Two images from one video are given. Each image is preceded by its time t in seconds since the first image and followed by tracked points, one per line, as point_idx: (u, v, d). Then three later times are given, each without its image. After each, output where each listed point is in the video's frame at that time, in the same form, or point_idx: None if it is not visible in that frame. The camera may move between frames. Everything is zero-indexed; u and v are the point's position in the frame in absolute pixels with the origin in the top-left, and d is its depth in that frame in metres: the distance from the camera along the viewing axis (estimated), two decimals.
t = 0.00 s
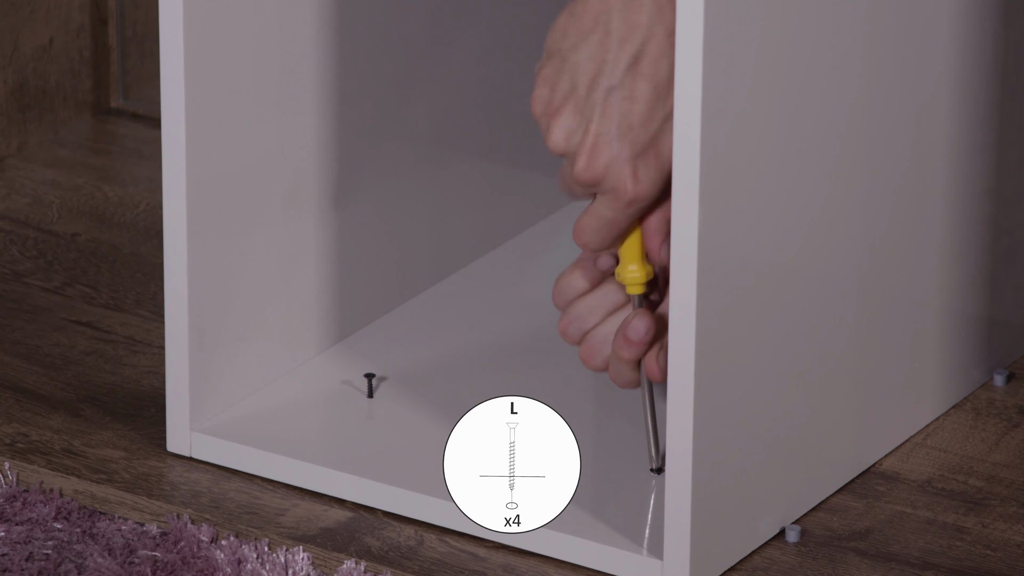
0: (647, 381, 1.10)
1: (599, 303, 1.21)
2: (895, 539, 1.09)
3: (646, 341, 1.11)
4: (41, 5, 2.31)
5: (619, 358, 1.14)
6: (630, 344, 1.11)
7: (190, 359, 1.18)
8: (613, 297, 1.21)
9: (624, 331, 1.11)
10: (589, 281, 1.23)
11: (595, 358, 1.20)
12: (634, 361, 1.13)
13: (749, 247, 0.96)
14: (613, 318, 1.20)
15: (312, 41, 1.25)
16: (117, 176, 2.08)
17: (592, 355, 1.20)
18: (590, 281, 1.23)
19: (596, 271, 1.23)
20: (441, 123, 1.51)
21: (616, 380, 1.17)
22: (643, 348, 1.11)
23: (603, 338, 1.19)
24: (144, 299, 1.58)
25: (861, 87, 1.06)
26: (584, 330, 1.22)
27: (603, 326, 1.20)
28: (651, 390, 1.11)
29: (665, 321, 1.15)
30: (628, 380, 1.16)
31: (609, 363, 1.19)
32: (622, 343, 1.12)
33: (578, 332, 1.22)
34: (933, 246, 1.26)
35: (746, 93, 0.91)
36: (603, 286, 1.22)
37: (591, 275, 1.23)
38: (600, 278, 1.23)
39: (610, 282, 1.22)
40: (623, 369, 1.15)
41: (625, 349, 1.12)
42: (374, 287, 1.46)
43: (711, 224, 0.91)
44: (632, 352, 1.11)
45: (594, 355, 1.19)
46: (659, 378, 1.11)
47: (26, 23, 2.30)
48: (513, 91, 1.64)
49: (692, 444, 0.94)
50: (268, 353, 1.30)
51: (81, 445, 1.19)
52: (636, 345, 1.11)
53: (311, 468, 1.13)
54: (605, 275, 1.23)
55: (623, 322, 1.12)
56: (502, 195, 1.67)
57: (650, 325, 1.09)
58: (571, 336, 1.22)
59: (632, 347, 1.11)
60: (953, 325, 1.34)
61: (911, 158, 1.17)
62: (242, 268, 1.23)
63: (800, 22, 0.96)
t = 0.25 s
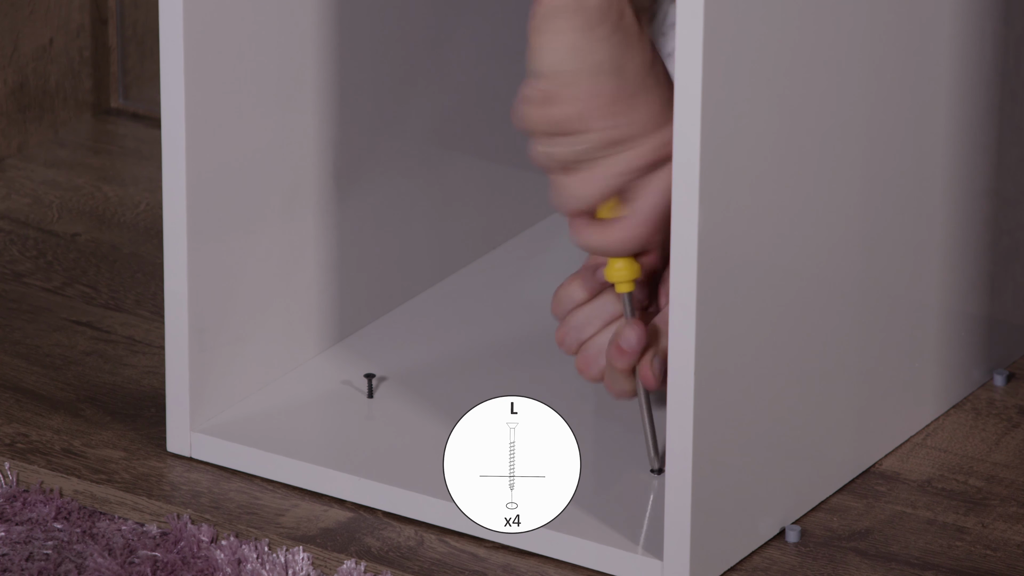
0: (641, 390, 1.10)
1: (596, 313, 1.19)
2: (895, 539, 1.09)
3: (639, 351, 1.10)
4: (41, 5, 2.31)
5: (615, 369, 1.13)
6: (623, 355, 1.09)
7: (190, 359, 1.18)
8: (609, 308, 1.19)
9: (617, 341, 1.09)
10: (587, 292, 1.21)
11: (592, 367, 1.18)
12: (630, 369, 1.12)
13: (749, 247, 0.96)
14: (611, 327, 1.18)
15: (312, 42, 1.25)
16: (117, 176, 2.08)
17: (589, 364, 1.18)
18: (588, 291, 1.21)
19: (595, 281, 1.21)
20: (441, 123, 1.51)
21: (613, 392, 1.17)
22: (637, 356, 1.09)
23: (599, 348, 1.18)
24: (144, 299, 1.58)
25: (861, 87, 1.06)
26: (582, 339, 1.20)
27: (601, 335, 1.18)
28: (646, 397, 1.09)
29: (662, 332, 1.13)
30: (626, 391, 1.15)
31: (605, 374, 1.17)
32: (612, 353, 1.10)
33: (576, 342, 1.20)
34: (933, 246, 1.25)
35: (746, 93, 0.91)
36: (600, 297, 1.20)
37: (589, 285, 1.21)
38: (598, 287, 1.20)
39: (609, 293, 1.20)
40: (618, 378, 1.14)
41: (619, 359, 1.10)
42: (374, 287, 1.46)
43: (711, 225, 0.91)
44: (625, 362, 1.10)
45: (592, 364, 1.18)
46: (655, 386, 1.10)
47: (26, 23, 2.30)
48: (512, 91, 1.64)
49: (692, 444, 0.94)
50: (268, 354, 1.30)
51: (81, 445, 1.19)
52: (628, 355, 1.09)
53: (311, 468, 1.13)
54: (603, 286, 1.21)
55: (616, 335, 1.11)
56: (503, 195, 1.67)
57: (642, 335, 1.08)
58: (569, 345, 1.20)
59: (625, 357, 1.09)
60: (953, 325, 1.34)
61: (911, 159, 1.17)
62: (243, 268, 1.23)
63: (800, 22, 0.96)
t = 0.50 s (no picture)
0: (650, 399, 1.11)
1: (604, 322, 1.18)
2: (895, 539, 1.09)
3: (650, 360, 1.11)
4: (41, 5, 2.31)
5: (621, 377, 1.14)
6: (633, 364, 1.11)
7: (190, 359, 1.18)
8: (615, 316, 1.18)
9: (626, 351, 1.11)
10: (593, 302, 1.20)
11: (599, 377, 1.18)
12: (637, 381, 1.13)
13: (749, 247, 0.96)
14: (619, 336, 1.17)
15: (312, 42, 1.25)
16: (117, 176, 2.08)
17: (596, 374, 1.17)
18: (594, 300, 1.20)
19: (600, 290, 1.20)
20: (441, 123, 1.51)
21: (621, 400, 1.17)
22: (647, 367, 1.11)
23: (606, 357, 1.17)
24: (144, 299, 1.58)
25: (861, 87, 1.06)
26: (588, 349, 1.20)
27: (607, 345, 1.17)
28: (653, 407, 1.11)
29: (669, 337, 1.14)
30: (631, 400, 1.15)
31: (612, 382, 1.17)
32: (623, 363, 1.12)
33: (582, 352, 1.20)
34: (933, 246, 1.25)
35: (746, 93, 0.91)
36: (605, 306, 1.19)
37: (595, 295, 1.20)
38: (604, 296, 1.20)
39: (614, 301, 1.19)
40: (625, 387, 1.14)
41: (628, 369, 1.12)
42: (374, 287, 1.46)
43: (711, 225, 0.91)
44: (635, 373, 1.12)
45: (598, 374, 1.17)
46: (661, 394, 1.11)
47: (26, 23, 2.30)
48: (512, 91, 1.64)
49: (692, 444, 0.94)
50: (268, 354, 1.30)
51: (81, 445, 1.19)
52: (638, 365, 1.11)
53: (311, 468, 1.13)
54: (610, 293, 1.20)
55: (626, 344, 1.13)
56: (502, 196, 1.67)
57: (654, 344, 1.10)
58: (576, 354, 1.20)
59: (634, 367, 1.11)
60: (953, 325, 1.34)
61: (911, 159, 1.17)
62: (243, 268, 1.23)
63: (800, 22, 0.96)
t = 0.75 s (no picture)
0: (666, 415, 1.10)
1: (622, 334, 1.19)
2: (895, 539, 1.09)
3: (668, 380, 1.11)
4: (41, 5, 2.31)
5: (638, 394, 1.13)
6: (651, 384, 1.11)
7: (190, 359, 1.18)
8: (634, 328, 1.19)
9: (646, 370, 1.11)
10: (613, 312, 1.22)
11: (616, 390, 1.18)
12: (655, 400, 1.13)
13: (749, 247, 0.96)
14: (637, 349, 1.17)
15: (312, 42, 1.26)
16: (117, 176, 2.08)
17: (613, 386, 1.17)
18: (615, 311, 1.22)
19: (621, 301, 1.22)
20: (441, 123, 1.51)
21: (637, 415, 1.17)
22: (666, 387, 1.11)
23: (624, 369, 1.17)
24: (144, 299, 1.58)
25: (861, 88, 1.06)
26: (605, 360, 1.21)
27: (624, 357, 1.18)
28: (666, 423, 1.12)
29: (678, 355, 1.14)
30: (647, 416, 1.14)
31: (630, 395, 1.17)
32: (642, 382, 1.12)
33: (599, 362, 1.20)
34: (933, 246, 1.26)
35: (746, 93, 0.91)
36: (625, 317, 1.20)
37: (616, 305, 1.22)
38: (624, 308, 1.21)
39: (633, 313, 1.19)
40: (641, 403, 1.13)
41: (647, 388, 1.12)
42: (374, 287, 1.46)
43: (711, 224, 0.91)
44: (653, 392, 1.11)
45: (616, 386, 1.17)
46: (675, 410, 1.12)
47: (26, 23, 2.30)
48: (512, 91, 1.64)
49: (692, 443, 0.94)
50: (268, 353, 1.30)
51: (81, 445, 1.19)
52: (657, 384, 1.11)
53: (311, 468, 1.13)
54: (630, 304, 1.21)
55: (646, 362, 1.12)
56: (503, 195, 1.67)
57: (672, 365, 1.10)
58: (593, 365, 1.20)
59: (654, 387, 1.11)
60: (953, 325, 1.34)
61: (911, 158, 1.17)
62: (243, 268, 1.23)
63: (800, 22, 0.96)
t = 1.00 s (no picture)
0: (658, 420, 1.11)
1: (616, 336, 1.20)
2: (895, 539, 1.09)
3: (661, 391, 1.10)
4: (41, 6, 2.31)
5: (632, 400, 1.12)
6: (645, 394, 1.10)
7: (190, 359, 1.18)
8: (627, 329, 1.20)
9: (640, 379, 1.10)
10: (605, 314, 1.22)
11: (610, 391, 1.18)
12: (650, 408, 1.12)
13: (749, 247, 0.96)
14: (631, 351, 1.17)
15: (312, 42, 1.26)
16: (117, 176, 2.08)
17: (608, 388, 1.17)
18: (606, 313, 1.22)
19: (612, 303, 1.22)
20: (441, 123, 1.51)
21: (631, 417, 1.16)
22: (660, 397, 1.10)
23: (617, 372, 1.17)
24: (144, 299, 1.58)
25: (861, 88, 1.06)
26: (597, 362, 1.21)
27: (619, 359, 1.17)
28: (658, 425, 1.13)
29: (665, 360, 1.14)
30: (640, 418, 1.14)
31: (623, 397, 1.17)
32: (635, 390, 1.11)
33: (592, 364, 1.21)
34: (933, 246, 1.26)
35: (747, 93, 0.91)
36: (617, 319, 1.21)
37: (607, 306, 1.22)
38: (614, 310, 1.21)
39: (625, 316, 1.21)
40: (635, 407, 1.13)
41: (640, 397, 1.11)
42: (374, 287, 1.46)
43: (711, 224, 0.91)
44: (647, 401, 1.10)
45: (611, 388, 1.17)
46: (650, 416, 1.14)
47: (26, 24, 2.30)
48: (512, 91, 1.64)
49: (691, 443, 0.94)
50: (268, 353, 1.30)
51: (81, 445, 1.19)
52: (651, 395, 1.09)
53: (311, 468, 1.13)
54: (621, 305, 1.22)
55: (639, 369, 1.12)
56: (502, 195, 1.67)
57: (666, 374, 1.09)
58: (587, 366, 1.20)
59: (646, 397, 1.10)
60: (953, 325, 1.34)
61: (911, 158, 1.17)
62: (243, 268, 1.23)
63: (800, 23, 0.96)
